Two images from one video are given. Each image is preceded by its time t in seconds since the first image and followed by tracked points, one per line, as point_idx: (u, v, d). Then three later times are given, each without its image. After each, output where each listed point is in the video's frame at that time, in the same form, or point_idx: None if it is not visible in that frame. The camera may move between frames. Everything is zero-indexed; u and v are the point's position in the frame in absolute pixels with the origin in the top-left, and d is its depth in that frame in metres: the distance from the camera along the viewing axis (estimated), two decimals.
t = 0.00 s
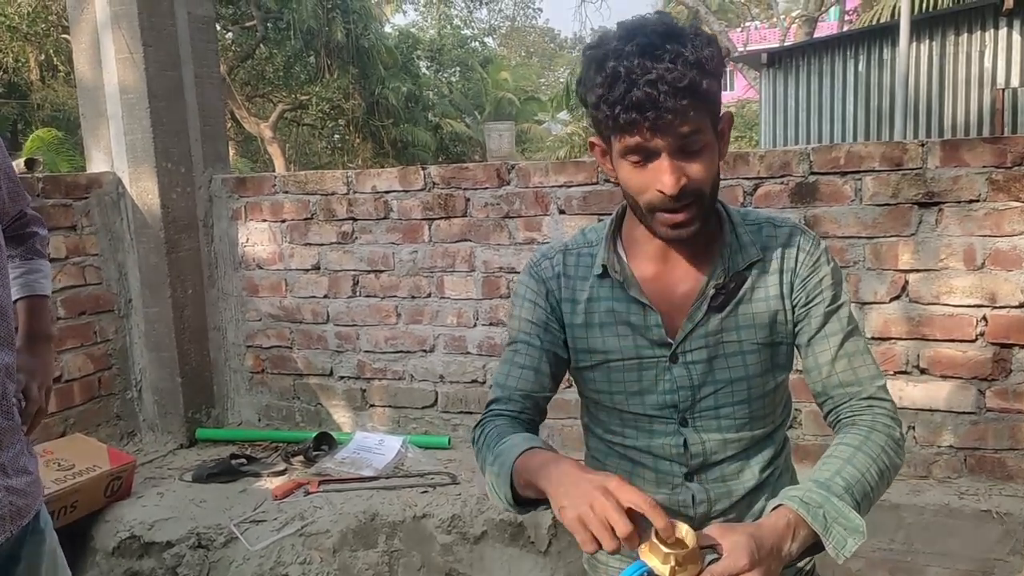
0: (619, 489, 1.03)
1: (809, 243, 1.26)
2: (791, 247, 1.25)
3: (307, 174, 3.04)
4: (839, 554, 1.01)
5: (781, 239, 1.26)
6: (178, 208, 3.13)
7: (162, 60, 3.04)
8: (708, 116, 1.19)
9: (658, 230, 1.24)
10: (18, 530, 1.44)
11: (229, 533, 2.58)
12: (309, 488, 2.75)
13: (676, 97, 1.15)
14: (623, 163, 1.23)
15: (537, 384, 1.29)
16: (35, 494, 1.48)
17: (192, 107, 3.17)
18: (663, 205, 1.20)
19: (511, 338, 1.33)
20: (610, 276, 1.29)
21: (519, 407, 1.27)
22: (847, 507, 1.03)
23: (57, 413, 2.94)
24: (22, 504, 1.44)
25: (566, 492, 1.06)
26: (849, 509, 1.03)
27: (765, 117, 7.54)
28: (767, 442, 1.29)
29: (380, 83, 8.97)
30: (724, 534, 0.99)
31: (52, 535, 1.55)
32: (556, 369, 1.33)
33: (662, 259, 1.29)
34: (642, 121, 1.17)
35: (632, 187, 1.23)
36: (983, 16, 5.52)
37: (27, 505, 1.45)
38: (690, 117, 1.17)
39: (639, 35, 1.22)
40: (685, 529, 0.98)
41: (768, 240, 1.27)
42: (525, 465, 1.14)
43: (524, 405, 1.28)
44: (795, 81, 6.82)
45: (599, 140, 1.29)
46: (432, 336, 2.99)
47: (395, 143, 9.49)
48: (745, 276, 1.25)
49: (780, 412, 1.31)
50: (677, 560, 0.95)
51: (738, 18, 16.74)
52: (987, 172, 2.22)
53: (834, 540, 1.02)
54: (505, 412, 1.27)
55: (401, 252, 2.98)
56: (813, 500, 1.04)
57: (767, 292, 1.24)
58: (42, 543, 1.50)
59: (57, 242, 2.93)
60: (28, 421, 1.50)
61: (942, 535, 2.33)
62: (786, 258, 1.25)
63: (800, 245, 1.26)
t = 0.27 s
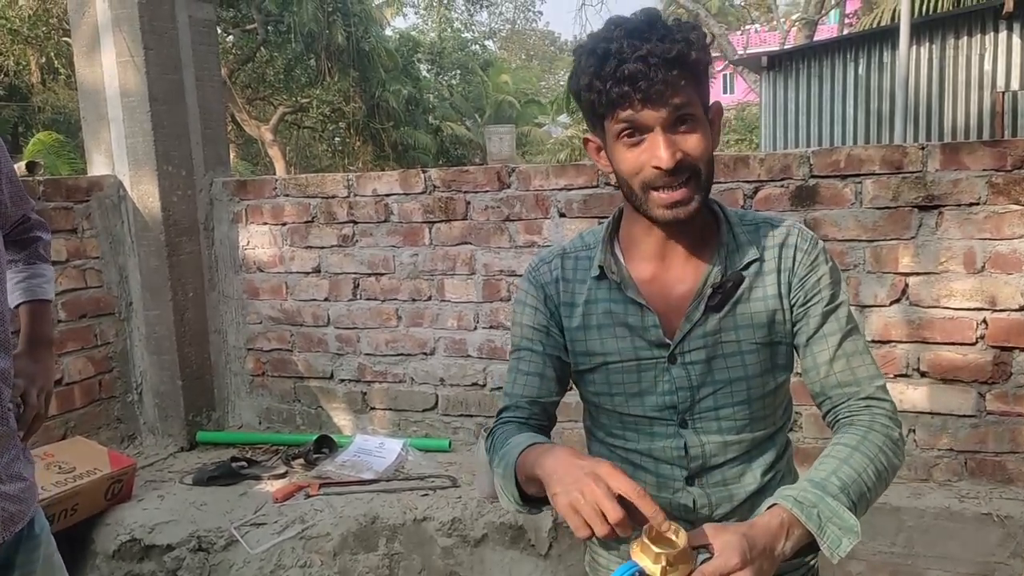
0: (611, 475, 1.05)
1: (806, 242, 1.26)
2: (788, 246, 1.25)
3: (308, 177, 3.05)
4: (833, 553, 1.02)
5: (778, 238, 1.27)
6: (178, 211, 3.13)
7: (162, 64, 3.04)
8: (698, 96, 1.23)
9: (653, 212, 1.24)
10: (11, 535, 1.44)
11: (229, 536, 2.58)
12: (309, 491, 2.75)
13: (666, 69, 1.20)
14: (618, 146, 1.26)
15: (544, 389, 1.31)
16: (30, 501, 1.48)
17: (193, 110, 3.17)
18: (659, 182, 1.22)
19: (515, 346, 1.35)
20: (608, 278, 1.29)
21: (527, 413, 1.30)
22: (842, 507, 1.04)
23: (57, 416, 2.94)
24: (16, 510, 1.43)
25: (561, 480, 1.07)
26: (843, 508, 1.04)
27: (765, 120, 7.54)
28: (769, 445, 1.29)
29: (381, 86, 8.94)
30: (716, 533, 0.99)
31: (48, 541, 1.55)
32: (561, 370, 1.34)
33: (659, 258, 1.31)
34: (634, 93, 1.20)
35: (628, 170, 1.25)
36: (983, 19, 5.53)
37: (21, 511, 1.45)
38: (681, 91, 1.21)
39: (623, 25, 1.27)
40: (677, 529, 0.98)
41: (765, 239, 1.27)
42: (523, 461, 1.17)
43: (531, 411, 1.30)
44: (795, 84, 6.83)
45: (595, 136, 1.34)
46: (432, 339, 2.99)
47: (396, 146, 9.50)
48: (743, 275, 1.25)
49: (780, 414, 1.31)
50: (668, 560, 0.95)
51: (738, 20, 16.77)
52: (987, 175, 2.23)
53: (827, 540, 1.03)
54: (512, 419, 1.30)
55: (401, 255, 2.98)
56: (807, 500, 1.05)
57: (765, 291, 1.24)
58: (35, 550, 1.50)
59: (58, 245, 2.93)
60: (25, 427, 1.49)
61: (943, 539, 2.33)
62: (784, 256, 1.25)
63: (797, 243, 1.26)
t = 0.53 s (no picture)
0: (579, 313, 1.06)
1: (803, 238, 1.26)
2: (786, 241, 1.26)
3: (308, 178, 3.05)
4: (839, 543, 1.01)
5: (775, 233, 1.27)
6: (179, 212, 3.13)
7: (163, 65, 3.04)
8: (692, 95, 1.23)
9: (648, 211, 1.24)
10: (5, 538, 1.40)
11: (229, 537, 2.58)
12: (309, 492, 2.75)
13: (659, 70, 1.20)
14: (613, 146, 1.26)
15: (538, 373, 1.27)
16: (25, 502, 1.45)
17: (193, 110, 3.18)
18: (653, 182, 1.22)
19: (512, 332, 1.30)
20: (607, 274, 1.31)
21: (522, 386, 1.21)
22: (847, 497, 1.04)
23: (57, 417, 2.94)
24: (11, 512, 1.41)
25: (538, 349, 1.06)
26: (848, 499, 1.04)
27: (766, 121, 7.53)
28: (769, 442, 1.29)
29: (381, 87, 8.95)
30: (725, 526, 0.98)
31: (44, 543, 1.52)
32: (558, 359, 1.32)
33: (657, 257, 1.32)
34: (628, 93, 1.21)
35: (622, 170, 1.25)
36: (983, 20, 5.54)
37: (15, 514, 1.42)
38: (675, 91, 1.21)
39: (618, 26, 1.27)
40: (687, 521, 0.96)
41: (762, 235, 1.28)
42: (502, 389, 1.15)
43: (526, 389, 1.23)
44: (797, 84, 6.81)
45: (591, 136, 1.34)
46: (432, 340, 2.99)
47: (396, 147, 9.50)
48: (740, 271, 1.25)
49: (780, 412, 1.31)
50: (679, 551, 0.92)
51: (738, 21, 16.78)
52: (988, 176, 2.23)
53: (834, 529, 1.03)
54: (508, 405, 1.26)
55: (402, 255, 2.98)
56: (813, 491, 1.04)
57: (763, 287, 1.24)
58: (30, 552, 1.47)
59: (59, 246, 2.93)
60: (22, 426, 1.48)
61: (944, 540, 2.33)
62: (781, 251, 1.25)
63: (794, 239, 1.26)
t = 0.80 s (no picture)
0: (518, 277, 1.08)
1: (804, 239, 1.27)
2: (787, 242, 1.26)
3: (309, 179, 3.05)
4: (845, 539, 1.02)
5: (776, 234, 1.28)
6: (179, 212, 3.13)
7: (164, 65, 3.04)
8: (694, 97, 1.24)
9: (653, 211, 1.24)
10: (6, 535, 1.43)
11: (229, 538, 2.58)
12: (309, 493, 2.75)
13: (663, 72, 1.20)
14: (616, 147, 1.26)
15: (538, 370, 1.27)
16: (27, 499, 1.47)
17: (194, 111, 3.18)
18: (657, 182, 1.22)
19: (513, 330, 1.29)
20: (612, 274, 1.30)
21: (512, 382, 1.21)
22: (852, 493, 1.04)
23: (57, 417, 2.95)
24: (14, 509, 1.43)
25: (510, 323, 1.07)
26: (854, 495, 1.04)
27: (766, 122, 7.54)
28: (770, 442, 1.29)
29: (382, 88, 8.94)
30: (734, 522, 0.99)
31: (45, 540, 1.55)
32: (560, 356, 1.30)
33: (660, 257, 1.31)
34: (633, 94, 1.21)
35: (627, 171, 1.25)
36: (983, 21, 5.54)
37: (17, 512, 1.44)
38: (678, 93, 1.22)
39: (621, 28, 1.27)
40: (698, 517, 0.96)
41: (764, 236, 1.28)
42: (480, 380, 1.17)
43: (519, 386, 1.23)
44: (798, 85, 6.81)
45: (594, 138, 1.34)
46: (433, 341, 2.99)
47: (396, 147, 9.50)
48: (744, 271, 1.25)
49: (781, 411, 1.31)
50: (691, 548, 0.92)
51: (738, 21, 16.78)
52: (988, 177, 2.23)
53: (840, 526, 1.03)
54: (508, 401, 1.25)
55: (402, 256, 2.98)
56: (819, 488, 1.05)
57: (766, 287, 1.25)
58: (29, 550, 1.50)
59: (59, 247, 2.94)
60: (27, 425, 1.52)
61: (945, 541, 2.33)
62: (783, 252, 1.26)
63: (796, 240, 1.27)
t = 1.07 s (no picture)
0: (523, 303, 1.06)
1: (805, 239, 1.27)
2: (788, 242, 1.26)
3: (309, 179, 3.05)
4: (846, 539, 1.02)
5: (777, 234, 1.28)
6: (179, 212, 3.13)
7: (164, 65, 3.04)
8: (695, 99, 1.24)
9: (654, 214, 1.24)
10: (12, 531, 1.50)
11: (229, 538, 2.58)
12: (309, 493, 2.75)
13: (663, 75, 1.20)
14: (617, 150, 1.26)
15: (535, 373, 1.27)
16: (33, 495, 1.54)
17: (194, 111, 3.18)
18: (658, 185, 1.22)
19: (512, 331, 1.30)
20: (613, 275, 1.30)
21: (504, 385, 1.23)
22: (853, 493, 1.04)
23: (58, 418, 2.95)
24: (19, 505, 1.49)
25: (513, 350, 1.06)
26: (854, 495, 1.04)
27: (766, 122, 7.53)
28: (771, 442, 1.29)
29: (382, 88, 8.94)
30: (735, 522, 0.99)
31: (50, 537, 1.62)
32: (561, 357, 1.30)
33: (661, 258, 1.31)
34: (633, 97, 1.21)
35: (628, 174, 1.25)
36: (983, 21, 5.55)
37: (23, 508, 1.51)
38: (679, 95, 1.22)
39: (621, 31, 1.27)
40: (699, 517, 0.96)
41: (764, 236, 1.28)
42: (484, 395, 1.16)
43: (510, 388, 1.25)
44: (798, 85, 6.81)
45: (595, 140, 1.34)
46: (432, 341, 2.99)
47: (397, 147, 9.51)
48: (744, 271, 1.25)
49: (781, 411, 1.31)
50: (692, 546, 0.92)
51: (738, 21, 16.78)
52: (988, 177, 2.23)
53: (840, 526, 1.03)
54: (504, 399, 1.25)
55: (402, 256, 2.98)
56: (820, 487, 1.05)
57: (767, 287, 1.25)
58: (37, 546, 1.57)
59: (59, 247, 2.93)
60: (35, 424, 1.58)
61: (945, 541, 2.32)
62: (784, 252, 1.26)
63: (797, 240, 1.27)
